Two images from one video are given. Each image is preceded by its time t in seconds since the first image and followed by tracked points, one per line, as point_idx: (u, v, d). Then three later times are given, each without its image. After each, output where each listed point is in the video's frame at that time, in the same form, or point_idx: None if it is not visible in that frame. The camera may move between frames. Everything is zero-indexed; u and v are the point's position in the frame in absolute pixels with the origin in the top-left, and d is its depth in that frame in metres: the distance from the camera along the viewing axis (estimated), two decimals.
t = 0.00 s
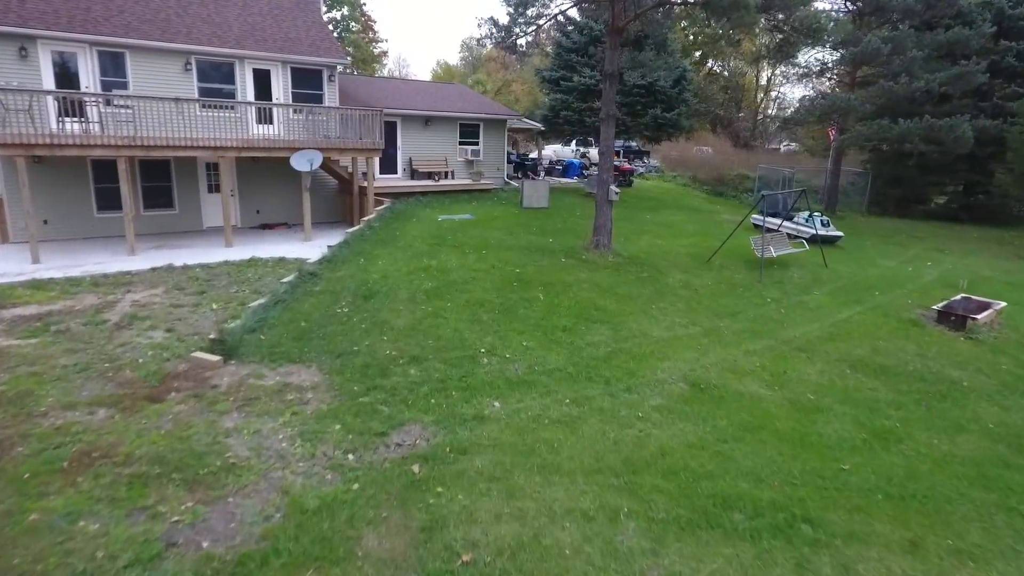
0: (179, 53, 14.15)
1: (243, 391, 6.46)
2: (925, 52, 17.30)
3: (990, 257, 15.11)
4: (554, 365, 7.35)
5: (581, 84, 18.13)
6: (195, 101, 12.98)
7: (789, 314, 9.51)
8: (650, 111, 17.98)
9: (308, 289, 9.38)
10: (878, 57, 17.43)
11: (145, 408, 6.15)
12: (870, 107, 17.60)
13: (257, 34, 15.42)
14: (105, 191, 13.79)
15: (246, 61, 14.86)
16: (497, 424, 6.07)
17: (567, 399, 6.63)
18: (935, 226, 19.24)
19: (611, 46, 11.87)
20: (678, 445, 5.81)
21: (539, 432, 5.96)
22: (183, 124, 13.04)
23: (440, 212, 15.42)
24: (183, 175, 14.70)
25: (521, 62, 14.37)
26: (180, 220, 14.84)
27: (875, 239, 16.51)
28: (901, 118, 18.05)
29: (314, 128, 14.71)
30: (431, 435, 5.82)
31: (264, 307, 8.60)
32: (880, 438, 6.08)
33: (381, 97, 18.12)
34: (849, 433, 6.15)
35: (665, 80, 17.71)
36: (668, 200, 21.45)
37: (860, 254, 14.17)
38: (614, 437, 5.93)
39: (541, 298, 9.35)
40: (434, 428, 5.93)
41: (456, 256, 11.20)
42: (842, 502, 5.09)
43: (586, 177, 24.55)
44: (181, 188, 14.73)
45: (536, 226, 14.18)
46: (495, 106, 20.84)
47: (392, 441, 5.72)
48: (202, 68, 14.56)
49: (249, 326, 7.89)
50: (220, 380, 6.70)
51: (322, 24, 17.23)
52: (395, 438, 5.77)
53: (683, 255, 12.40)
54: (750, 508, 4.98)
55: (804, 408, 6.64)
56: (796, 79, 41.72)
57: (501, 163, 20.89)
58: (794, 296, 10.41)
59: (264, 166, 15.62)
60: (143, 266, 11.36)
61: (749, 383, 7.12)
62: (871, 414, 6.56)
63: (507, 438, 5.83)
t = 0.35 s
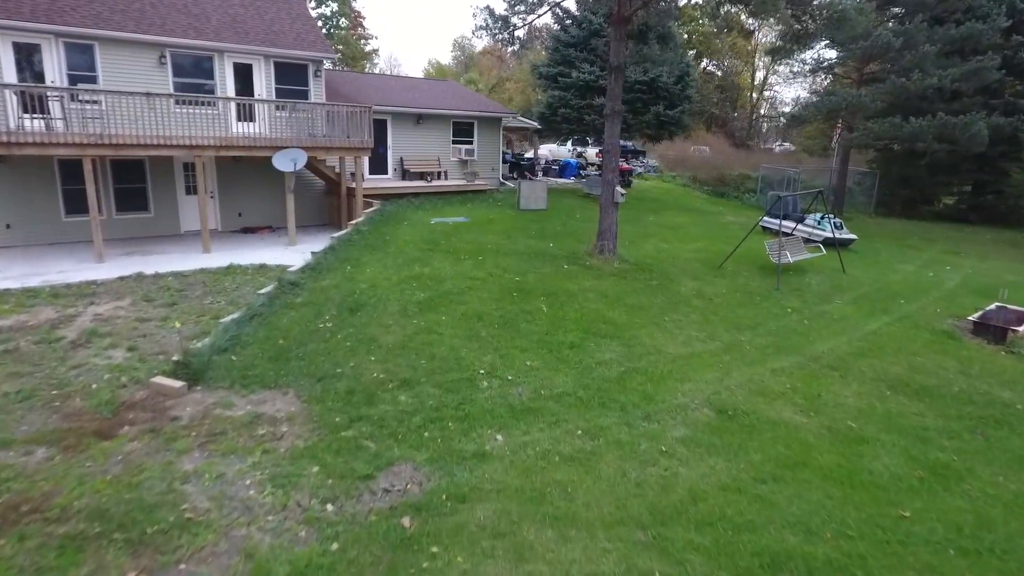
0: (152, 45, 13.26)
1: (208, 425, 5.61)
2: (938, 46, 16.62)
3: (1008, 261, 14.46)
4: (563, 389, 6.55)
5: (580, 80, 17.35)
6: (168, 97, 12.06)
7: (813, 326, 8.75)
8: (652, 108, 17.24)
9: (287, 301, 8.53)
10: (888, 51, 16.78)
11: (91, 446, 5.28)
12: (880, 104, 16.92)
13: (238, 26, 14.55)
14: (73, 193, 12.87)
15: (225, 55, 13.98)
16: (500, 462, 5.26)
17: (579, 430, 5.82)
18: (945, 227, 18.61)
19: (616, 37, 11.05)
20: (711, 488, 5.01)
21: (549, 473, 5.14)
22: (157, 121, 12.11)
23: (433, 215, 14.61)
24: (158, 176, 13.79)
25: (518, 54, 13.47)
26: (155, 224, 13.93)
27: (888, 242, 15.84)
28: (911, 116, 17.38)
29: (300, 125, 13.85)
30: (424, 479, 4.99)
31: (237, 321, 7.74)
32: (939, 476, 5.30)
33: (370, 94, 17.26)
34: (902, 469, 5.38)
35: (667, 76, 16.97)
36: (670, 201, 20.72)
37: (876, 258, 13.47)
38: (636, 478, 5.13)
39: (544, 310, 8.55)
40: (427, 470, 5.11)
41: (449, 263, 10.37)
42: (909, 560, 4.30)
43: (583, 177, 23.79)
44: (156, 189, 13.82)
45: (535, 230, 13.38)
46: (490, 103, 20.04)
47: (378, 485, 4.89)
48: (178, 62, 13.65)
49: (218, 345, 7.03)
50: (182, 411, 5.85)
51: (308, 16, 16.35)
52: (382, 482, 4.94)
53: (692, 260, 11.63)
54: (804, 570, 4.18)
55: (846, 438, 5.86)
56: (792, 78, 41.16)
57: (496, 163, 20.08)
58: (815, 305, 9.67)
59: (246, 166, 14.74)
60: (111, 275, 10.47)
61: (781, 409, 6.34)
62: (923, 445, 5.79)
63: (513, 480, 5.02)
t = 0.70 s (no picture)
0: (123, 37, 12.35)
1: (160, 470, 4.75)
2: (951, 41, 15.93)
3: None
4: (574, 418, 5.75)
5: (580, 75, 16.39)
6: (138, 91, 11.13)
7: (842, 340, 8.00)
8: (653, 105, 16.47)
9: (262, 315, 7.67)
10: (898, 45, 16.12)
11: (16, 500, 4.41)
12: (891, 101, 16.23)
13: (216, 17, 13.67)
14: (37, 194, 11.97)
15: (202, 47, 13.07)
16: (505, 515, 4.44)
17: (595, 471, 5.01)
18: (955, 229, 17.98)
19: (622, 26, 10.17)
20: (757, 547, 4.21)
21: (564, 528, 4.33)
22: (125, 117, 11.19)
23: (425, 217, 13.78)
24: (130, 176, 12.89)
25: (518, 47, 12.52)
26: (127, 228, 13.02)
27: (901, 245, 15.16)
28: (924, 114, 16.70)
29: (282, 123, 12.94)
30: (415, 538, 4.16)
31: (204, 339, 6.88)
32: (1019, 526, 4.53)
33: (357, 90, 16.40)
34: (975, 518, 4.60)
35: (670, 71, 16.20)
36: (671, 202, 19.99)
37: (893, 262, 12.77)
38: (667, 534, 4.32)
39: (548, 324, 7.75)
40: (419, 526, 4.28)
41: (442, 271, 9.53)
42: None
43: (580, 177, 23.02)
44: (128, 191, 12.92)
45: (534, 234, 12.60)
46: (484, 101, 19.24)
47: (360, 547, 4.05)
48: (150, 55, 12.73)
49: (180, 369, 6.17)
50: (131, 452, 4.99)
51: (291, 7, 15.46)
52: (364, 543, 4.11)
53: (703, 266, 10.86)
54: None
55: (902, 479, 5.08)
56: (789, 78, 40.61)
57: (491, 163, 19.27)
58: (840, 317, 8.92)
59: (225, 166, 13.87)
60: (72, 285, 9.58)
61: (823, 442, 5.56)
62: (991, 486, 5.02)
63: (521, 540, 4.19)
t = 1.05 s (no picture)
0: (102, 27, 11.57)
1: (108, 526, 3.94)
2: (976, 34, 15.21)
3: None
4: (597, 454, 4.99)
5: (585, 70, 15.67)
6: (115, 84, 10.33)
7: (886, 357, 7.25)
8: (663, 102, 15.72)
9: (243, 330, 6.88)
10: (920, 39, 15.35)
11: None
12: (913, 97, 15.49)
13: (202, 7, 12.91)
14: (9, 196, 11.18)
15: (187, 39, 12.30)
16: None
17: (627, 523, 4.23)
18: (976, 231, 17.26)
19: (638, 12, 9.38)
20: None
21: None
22: (102, 113, 10.39)
23: (424, 220, 13.02)
24: (111, 176, 12.11)
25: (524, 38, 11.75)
26: (107, 231, 12.23)
27: (925, 248, 14.42)
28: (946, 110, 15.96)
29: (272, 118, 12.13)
30: None
31: (177, 359, 6.09)
32: None
33: (353, 85, 15.65)
34: None
35: (680, 66, 15.45)
36: (679, 203, 19.24)
37: (921, 267, 12.03)
38: None
39: (561, 340, 6.99)
40: None
41: (443, 279, 8.77)
42: None
43: (584, 178, 22.25)
44: (108, 192, 12.13)
45: (540, 238, 11.84)
46: (485, 97, 18.48)
47: None
48: (132, 47, 11.95)
49: (146, 395, 5.37)
50: (78, 502, 4.19)
51: None
52: None
53: (723, 273, 10.10)
54: None
55: (988, 530, 4.32)
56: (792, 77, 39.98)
57: (492, 162, 18.51)
58: (877, 329, 8.17)
59: (212, 165, 13.10)
60: (40, 294, 8.79)
61: (888, 484, 4.79)
62: None
63: None
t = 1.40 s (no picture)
0: (85, 17, 10.88)
1: None
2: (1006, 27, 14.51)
3: None
4: (634, 498, 4.28)
5: (596, 65, 14.98)
6: (98, 77, 9.62)
7: (941, 376, 6.54)
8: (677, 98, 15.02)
9: (228, 346, 6.19)
10: (947, 33, 14.90)
11: None
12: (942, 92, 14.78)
13: None
14: None
15: (177, 31, 11.62)
16: None
17: None
18: (1002, 233, 16.56)
19: None
20: None
21: None
22: (84, 108, 9.69)
23: (428, 221, 12.34)
24: (96, 177, 11.43)
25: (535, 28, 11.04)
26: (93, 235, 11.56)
27: (954, 251, 13.72)
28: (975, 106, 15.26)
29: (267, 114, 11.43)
30: None
31: (152, 381, 5.41)
32: None
33: (353, 80, 14.96)
34: None
35: (695, 60, 14.75)
36: (692, 204, 18.55)
37: (956, 272, 11.33)
38: None
39: (582, 358, 6.30)
40: None
41: (449, 287, 8.08)
42: None
43: (592, 178, 21.55)
44: (94, 193, 11.46)
45: (551, 241, 11.14)
46: (490, 94, 17.79)
47: None
48: (118, 39, 11.27)
49: (112, 426, 4.68)
50: (19, 562, 3.47)
51: None
52: None
53: (749, 280, 9.40)
54: None
55: None
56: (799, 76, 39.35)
57: (498, 161, 17.82)
58: (925, 342, 7.47)
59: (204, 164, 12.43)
60: (12, 304, 8.12)
61: (976, 534, 4.08)
62: None
63: None
